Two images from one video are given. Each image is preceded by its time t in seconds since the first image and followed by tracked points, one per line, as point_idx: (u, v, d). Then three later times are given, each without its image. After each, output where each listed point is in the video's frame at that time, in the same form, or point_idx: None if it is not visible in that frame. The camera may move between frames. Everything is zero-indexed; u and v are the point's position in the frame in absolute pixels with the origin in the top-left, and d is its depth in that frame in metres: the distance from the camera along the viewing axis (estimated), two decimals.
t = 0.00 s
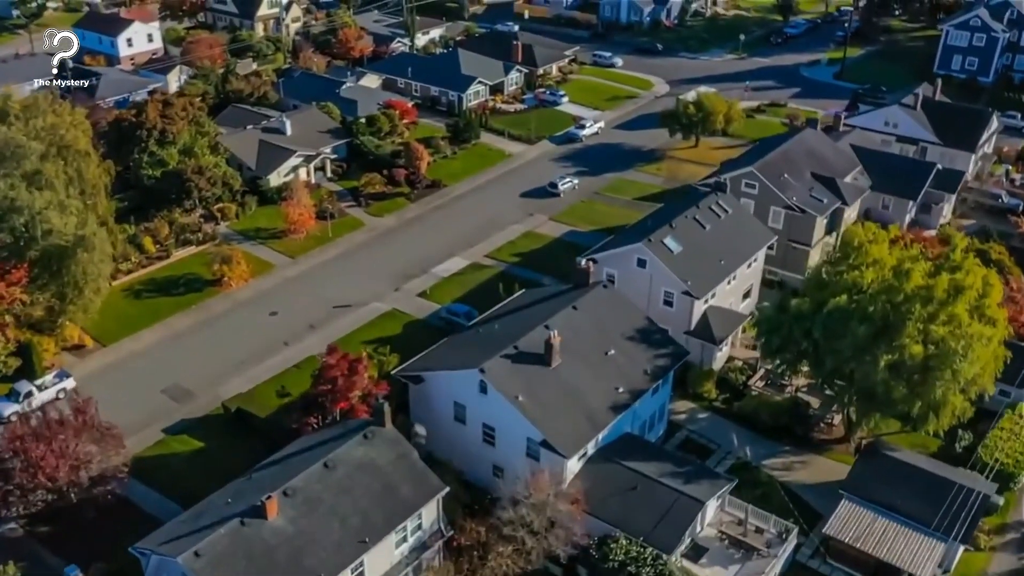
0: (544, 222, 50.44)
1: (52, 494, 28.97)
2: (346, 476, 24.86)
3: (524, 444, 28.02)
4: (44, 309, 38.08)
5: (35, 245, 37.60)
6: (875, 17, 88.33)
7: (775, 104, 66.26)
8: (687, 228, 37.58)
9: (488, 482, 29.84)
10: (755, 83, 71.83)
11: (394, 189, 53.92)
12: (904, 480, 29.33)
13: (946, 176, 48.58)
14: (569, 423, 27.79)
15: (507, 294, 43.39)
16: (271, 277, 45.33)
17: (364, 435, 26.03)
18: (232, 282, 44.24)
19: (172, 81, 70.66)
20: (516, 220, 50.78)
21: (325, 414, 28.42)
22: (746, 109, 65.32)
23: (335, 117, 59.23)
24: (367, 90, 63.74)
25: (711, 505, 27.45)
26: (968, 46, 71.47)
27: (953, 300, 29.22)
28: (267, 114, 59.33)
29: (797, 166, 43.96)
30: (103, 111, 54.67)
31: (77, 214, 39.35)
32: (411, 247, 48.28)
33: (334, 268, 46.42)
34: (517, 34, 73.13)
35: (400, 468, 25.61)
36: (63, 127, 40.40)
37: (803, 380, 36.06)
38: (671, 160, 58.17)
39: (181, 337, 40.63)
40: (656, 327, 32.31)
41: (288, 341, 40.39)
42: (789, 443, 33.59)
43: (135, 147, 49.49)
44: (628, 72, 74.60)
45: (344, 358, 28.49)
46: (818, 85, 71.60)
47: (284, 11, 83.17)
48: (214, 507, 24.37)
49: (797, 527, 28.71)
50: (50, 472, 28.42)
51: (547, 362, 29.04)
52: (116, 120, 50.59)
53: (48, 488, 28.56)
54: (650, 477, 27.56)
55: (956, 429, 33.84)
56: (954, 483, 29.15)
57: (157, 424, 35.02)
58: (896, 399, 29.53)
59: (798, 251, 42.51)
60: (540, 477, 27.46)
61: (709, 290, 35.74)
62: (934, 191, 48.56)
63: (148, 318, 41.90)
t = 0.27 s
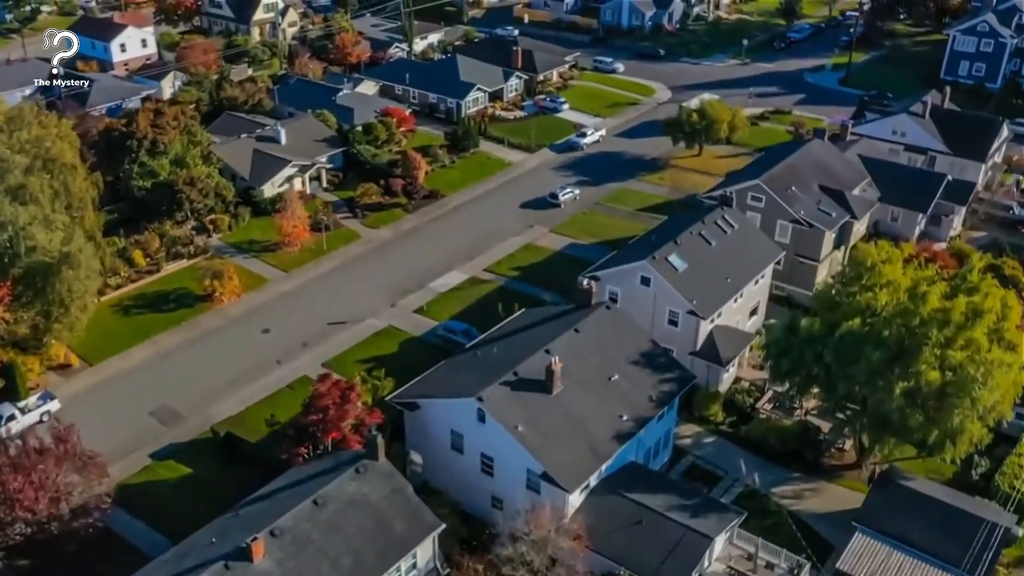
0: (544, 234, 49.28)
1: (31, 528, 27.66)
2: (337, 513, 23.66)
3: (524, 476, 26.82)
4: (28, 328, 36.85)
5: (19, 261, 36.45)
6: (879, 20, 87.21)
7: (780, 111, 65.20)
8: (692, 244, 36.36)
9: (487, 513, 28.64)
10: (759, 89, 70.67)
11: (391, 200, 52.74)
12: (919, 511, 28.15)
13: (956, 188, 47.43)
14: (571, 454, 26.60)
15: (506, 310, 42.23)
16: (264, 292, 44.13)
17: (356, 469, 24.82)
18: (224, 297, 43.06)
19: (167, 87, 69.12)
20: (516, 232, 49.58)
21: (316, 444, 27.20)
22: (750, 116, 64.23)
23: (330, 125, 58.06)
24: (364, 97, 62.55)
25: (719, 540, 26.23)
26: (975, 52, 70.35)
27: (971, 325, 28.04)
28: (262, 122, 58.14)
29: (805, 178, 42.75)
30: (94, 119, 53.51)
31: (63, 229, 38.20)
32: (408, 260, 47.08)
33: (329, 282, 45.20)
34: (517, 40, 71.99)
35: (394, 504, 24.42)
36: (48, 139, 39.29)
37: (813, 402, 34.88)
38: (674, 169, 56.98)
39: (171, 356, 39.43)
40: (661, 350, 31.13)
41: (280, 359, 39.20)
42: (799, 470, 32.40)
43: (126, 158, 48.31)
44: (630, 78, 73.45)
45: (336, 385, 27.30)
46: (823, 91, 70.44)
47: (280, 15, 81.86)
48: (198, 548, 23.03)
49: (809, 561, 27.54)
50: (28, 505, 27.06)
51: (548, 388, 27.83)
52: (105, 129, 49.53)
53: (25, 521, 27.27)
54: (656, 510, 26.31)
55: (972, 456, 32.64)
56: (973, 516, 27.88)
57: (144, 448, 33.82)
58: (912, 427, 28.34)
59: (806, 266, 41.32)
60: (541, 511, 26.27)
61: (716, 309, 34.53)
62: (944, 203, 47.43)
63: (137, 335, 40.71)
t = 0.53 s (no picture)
0: (545, 246, 48.08)
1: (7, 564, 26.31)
2: (327, 554, 22.46)
3: (524, 509, 25.64)
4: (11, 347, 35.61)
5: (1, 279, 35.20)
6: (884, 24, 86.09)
7: (785, 118, 64.03)
8: (698, 261, 35.17)
9: (486, 547, 27.45)
10: (763, 95, 69.50)
11: (388, 210, 51.66)
12: (938, 546, 26.82)
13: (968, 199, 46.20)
14: (573, 486, 25.41)
15: (505, 326, 41.01)
16: (256, 307, 42.93)
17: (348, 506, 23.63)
18: (215, 313, 41.88)
19: (160, 94, 68.29)
20: (516, 244, 48.40)
21: (306, 477, 26.00)
22: (754, 123, 63.15)
23: (326, 134, 56.94)
24: (361, 104, 61.41)
25: None
26: (983, 57, 69.24)
27: (991, 350, 26.86)
28: (257, 130, 56.99)
29: (812, 191, 41.57)
30: (84, 128, 52.37)
31: (47, 245, 36.96)
32: (405, 273, 45.91)
33: (323, 296, 43.96)
34: (517, 45, 70.83)
35: (388, 542, 23.24)
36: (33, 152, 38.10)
37: (823, 426, 33.65)
38: (677, 178, 55.79)
39: (160, 375, 38.20)
40: (666, 374, 29.94)
41: (272, 378, 37.97)
42: (810, 497, 31.18)
43: (115, 169, 47.17)
44: (632, 84, 72.33)
45: (327, 415, 26.16)
46: (828, 97, 69.30)
47: (277, 20, 81.06)
48: None
49: None
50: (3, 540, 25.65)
51: (549, 417, 26.63)
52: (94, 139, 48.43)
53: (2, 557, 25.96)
54: (660, 545, 24.47)
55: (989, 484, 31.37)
56: (995, 552, 26.48)
57: (131, 474, 32.65)
58: (929, 457, 27.12)
59: (814, 281, 40.13)
60: (541, 548, 25.08)
61: (722, 329, 33.37)
62: (955, 215, 46.11)
63: (126, 354, 39.53)
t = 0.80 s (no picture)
0: (545, 258, 46.90)
1: None
2: None
3: (524, 545, 24.46)
4: None
5: None
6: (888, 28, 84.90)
7: (789, 125, 62.88)
8: (704, 278, 33.99)
9: None
10: (767, 101, 68.31)
11: (385, 221, 50.47)
12: None
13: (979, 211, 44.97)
14: (575, 522, 24.22)
15: (504, 343, 39.81)
16: (249, 323, 41.74)
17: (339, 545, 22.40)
18: (207, 329, 40.69)
19: (154, 99, 67.09)
20: (515, 256, 47.23)
21: (295, 511, 24.79)
22: (758, 130, 62.08)
23: (322, 142, 55.81)
24: (357, 111, 60.24)
25: None
26: (991, 63, 68.13)
27: (1012, 377, 25.63)
28: (251, 138, 55.81)
29: (820, 203, 40.37)
30: (74, 137, 51.17)
31: (31, 262, 35.73)
32: (402, 287, 44.73)
33: (317, 312, 42.74)
34: (517, 50, 69.65)
35: None
36: (16, 164, 36.86)
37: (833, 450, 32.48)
38: (680, 187, 54.60)
39: (148, 395, 37.01)
40: (672, 400, 28.77)
41: (264, 398, 36.77)
42: (821, 527, 29.99)
43: (105, 180, 46.00)
44: (633, 90, 71.17)
45: (318, 447, 25.05)
46: (833, 103, 68.15)
47: (273, 24, 80.11)
48: None
49: None
50: None
51: (550, 447, 25.47)
52: (83, 148, 47.23)
53: None
54: None
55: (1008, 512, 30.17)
56: None
57: (116, 502, 31.46)
58: (947, 488, 25.98)
59: (823, 297, 38.97)
60: None
61: (729, 350, 32.21)
62: (966, 227, 44.94)
63: (114, 373, 38.35)
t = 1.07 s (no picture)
0: (545, 271, 45.74)
1: None
2: None
3: None
4: None
5: None
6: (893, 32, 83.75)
7: (794, 132, 61.81)
8: (710, 297, 32.81)
9: None
10: (771, 107, 67.18)
11: (381, 232, 49.33)
12: None
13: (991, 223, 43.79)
14: (578, 560, 23.04)
15: (503, 361, 38.64)
16: (241, 339, 40.61)
17: None
18: (197, 346, 39.51)
19: (148, 106, 65.99)
20: (515, 269, 46.11)
21: (285, 549, 23.64)
22: (763, 137, 61.02)
23: (318, 150, 54.71)
24: (354, 118, 59.12)
25: None
26: (999, 69, 67.10)
27: None
28: (245, 147, 54.69)
29: (829, 217, 39.18)
30: (63, 146, 50.06)
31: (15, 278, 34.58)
32: (398, 301, 43.60)
33: (311, 327, 41.59)
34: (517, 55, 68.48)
35: None
36: None
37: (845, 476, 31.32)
38: (683, 196, 53.46)
39: (135, 415, 35.83)
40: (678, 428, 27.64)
41: (256, 419, 35.61)
42: (833, 558, 28.84)
43: (94, 190, 45.00)
44: (635, 95, 70.05)
45: (307, 482, 24.04)
46: (838, 109, 67.05)
47: (269, 28, 79.16)
48: None
49: None
50: None
51: (552, 480, 24.32)
52: (73, 158, 46.62)
53: None
54: None
55: None
56: None
57: (101, 531, 30.31)
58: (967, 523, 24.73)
59: (833, 314, 37.83)
60: None
61: (737, 373, 31.07)
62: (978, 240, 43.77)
63: (101, 392, 37.20)
